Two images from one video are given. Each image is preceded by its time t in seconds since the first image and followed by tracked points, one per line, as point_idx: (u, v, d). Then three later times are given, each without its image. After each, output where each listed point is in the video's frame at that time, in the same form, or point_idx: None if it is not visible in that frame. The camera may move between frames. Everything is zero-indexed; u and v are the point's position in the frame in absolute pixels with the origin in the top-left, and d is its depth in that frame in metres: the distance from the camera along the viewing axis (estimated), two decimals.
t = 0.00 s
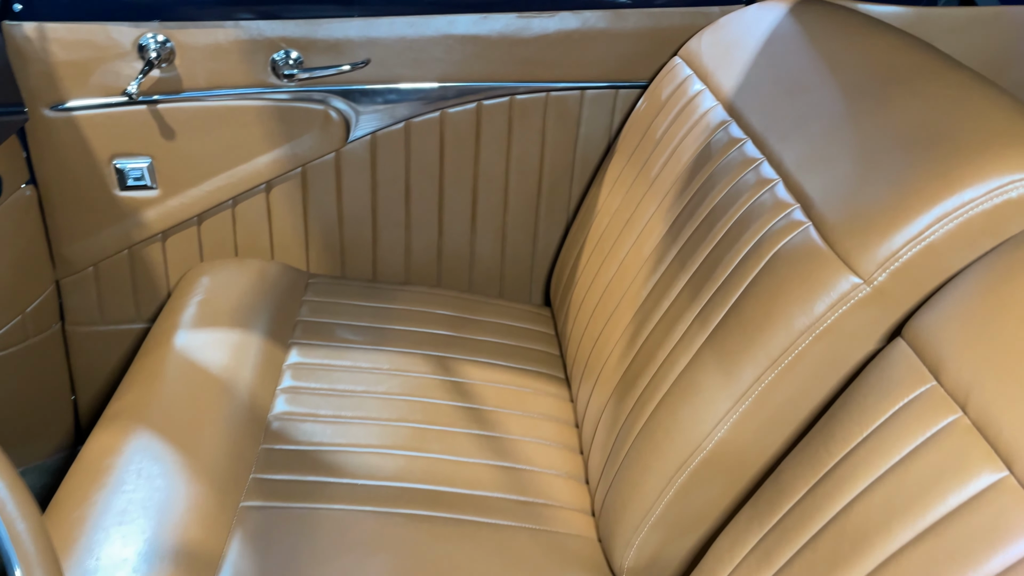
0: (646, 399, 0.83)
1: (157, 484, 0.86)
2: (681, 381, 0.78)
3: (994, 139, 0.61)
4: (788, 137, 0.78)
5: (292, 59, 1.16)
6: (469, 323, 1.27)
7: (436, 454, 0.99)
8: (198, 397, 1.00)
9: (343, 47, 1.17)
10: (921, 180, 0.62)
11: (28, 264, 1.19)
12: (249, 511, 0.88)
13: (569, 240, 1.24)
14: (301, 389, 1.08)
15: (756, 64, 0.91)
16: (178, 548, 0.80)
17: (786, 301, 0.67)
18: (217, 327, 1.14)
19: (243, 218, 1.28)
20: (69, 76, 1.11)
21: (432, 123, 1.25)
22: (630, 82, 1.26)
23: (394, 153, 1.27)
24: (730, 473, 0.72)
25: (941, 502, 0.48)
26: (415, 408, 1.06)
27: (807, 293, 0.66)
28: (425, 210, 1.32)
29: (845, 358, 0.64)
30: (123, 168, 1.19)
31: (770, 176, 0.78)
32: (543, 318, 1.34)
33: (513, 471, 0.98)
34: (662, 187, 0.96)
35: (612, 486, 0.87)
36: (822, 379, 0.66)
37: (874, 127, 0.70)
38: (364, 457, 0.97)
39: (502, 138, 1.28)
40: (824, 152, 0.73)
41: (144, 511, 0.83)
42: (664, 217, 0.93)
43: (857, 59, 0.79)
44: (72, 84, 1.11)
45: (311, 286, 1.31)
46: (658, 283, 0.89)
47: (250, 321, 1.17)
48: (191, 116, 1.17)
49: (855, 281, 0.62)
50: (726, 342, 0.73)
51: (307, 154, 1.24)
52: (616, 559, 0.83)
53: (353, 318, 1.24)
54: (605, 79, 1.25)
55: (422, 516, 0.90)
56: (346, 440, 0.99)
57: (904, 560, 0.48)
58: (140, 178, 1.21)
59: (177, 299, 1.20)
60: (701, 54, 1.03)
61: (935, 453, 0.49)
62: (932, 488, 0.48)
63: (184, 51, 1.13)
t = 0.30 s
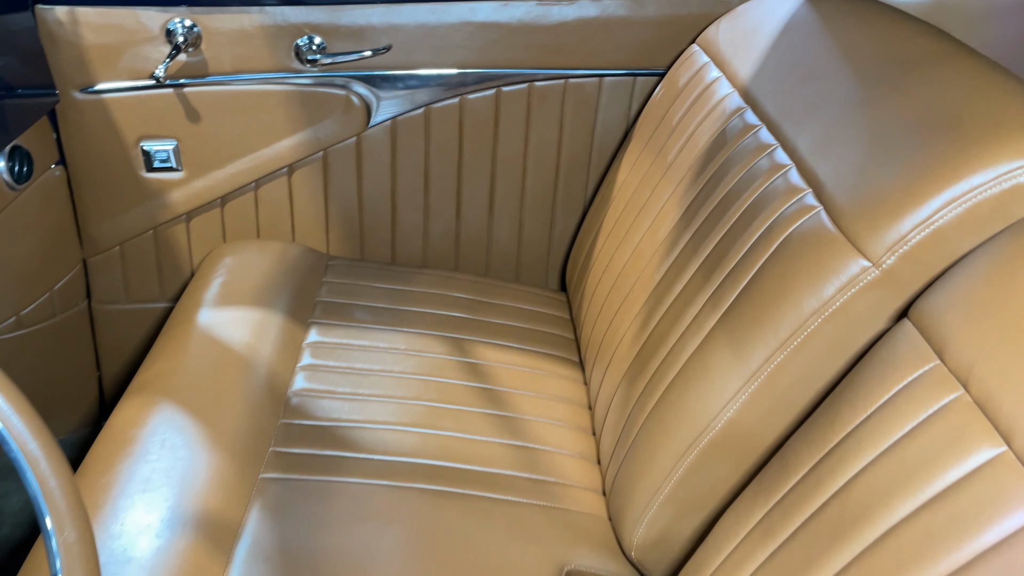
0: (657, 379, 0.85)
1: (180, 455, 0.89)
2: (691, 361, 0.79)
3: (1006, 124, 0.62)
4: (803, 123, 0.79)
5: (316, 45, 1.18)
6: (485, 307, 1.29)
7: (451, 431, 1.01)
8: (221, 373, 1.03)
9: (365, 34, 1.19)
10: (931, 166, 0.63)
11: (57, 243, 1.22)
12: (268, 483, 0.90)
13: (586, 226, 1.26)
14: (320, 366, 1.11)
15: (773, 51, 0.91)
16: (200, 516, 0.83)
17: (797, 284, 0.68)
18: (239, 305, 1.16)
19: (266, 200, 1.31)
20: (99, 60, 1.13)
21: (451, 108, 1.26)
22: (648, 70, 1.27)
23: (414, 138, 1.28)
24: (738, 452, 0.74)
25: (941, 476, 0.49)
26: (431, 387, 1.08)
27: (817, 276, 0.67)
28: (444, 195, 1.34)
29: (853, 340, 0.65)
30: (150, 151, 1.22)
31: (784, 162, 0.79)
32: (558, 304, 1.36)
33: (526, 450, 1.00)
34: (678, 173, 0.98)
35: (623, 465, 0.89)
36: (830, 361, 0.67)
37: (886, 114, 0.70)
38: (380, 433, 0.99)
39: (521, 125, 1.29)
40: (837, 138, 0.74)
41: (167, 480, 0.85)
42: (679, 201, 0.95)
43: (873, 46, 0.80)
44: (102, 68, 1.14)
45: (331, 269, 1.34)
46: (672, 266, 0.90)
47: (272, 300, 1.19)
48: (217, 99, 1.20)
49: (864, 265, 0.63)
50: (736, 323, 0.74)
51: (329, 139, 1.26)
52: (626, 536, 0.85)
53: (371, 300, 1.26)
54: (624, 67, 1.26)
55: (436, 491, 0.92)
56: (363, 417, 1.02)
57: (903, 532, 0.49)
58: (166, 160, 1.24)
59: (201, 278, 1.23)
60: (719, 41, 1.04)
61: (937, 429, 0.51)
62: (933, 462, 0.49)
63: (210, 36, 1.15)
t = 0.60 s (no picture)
0: (667, 357, 0.86)
1: (201, 422, 0.92)
2: (700, 339, 0.81)
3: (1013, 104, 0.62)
4: (815, 106, 0.80)
5: (338, 28, 1.20)
6: (501, 288, 1.31)
7: (464, 406, 1.03)
8: (242, 346, 1.05)
9: (386, 16, 1.21)
10: (939, 146, 0.63)
11: (85, 220, 1.25)
12: (286, 451, 0.93)
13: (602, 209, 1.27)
14: (338, 342, 1.13)
15: (788, 35, 0.92)
16: (220, 480, 0.85)
17: (805, 263, 0.69)
18: (260, 282, 1.19)
19: (287, 180, 1.34)
20: (127, 41, 1.16)
21: (470, 91, 1.28)
22: (666, 55, 1.28)
23: (433, 121, 1.30)
24: (743, 427, 0.75)
25: (937, 445, 0.50)
26: (446, 364, 1.10)
27: (825, 254, 0.68)
28: (462, 177, 1.36)
29: (858, 317, 0.66)
30: (175, 130, 1.25)
31: (796, 143, 0.80)
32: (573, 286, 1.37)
33: (538, 426, 1.02)
34: (692, 155, 0.99)
35: (632, 441, 0.91)
36: (835, 338, 0.68)
37: (898, 95, 0.71)
38: (395, 406, 1.02)
39: (539, 109, 1.31)
40: (849, 120, 0.74)
41: (188, 446, 0.88)
42: (692, 183, 0.96)
43: (887, 29, 0.81)
44: (129, 48, 1.17)
45: (350, 248, 1.36)
46: (684, 247, 0.92)
47: (292, 277, 1.22)
48: (240, 80, 1.22)
49: (871, 243, 0.64)
50: (745, 301, 0.75)
51: (349, 121, 1.28)
52: (634, 509, 0.87)
53: (389, 278, 1.29)
54: (642, 51, 1.27)
55: (449, 462, 0.94)
56: (379, 390, 1.04)
57: (898, 498, 0.50)
58: (191, 139, 1.26)
59: (223, 256, 1.26)
60: (736, 26, 1.05)
61: (935, 400, 0.52)
62: (930, 431, 0.51)
63: (235, 18, 1.17)
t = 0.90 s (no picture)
0: (676, 333, 0.88)
1: (219, 391, 0.94)
2: (708, 316, 0.82)
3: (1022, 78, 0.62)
4: (827, 87, 0.81)
5: (356, 9, 1.22)
6: (514, 269, 1.32)
7: (476, 382, 1.05)
8: (259, 319, 1.08)
9: None
10: (946, 124, 0.64)
11: (109, 197, 1.28)
12: (301, 421, 0.96)
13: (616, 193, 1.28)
14: (353, 318, 1.15)
15: (802, 16, 0.92)
16: (237, 447, 0.88)
17: (812, 240, 0.70)
18: (278, 259, 1.21)
19: (305, 161, 1.36)
20: (151, 21, 1.19)
21: (487, 74, 1.29)
22: (681, 40, 1.29)
23: (450, 103, 1.32)
24: (749, 402, 0.76)
25: (932, 411, 0.51)
26: (458, 341, 1.12)
27: (831, 232, 0.69)
28: (477, 160, 1.37)
29: (863, 293, 0.67)
30: (196, 110, 1.27)
31: (807, 124, 0.81)
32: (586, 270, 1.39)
33: (548, 403, 1.04)
34: (704, 137, 1.00)
35: (639, 416, 0.92)
36: (840, 314, 0.69)
37: (908, 75, 0.72)
38: (408, 380, 1.04)
39: (554, 92, 1.32)
40: (859, 101, 0.75)
41: (206, 413, 0.90)
42: (704, 164, 0.97)
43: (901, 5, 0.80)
44: (153, 28, 1.19)
45: (366, 229, 1.38)
46: (695, 226, 0.93)
47: (309, 254, 1.24)
48: (260, 61, 1.24)
49: (876, 220, 0.65)
50: (753, 279, 0.76)
51: (367, 102, 1.30)
52: (640, 483, 0.88)
53: (404, 258, 1.31)
54: (658, 36, 1.28)
55: (460, 435, 0.96)
56: (393, 365, 1.06)
57: (894, 462, 0.52)
58: (212, 119, 1.29)
59: (242, 234, 1.28)
60: (751, 9, 1.05)
61: (933, 370, 0.53)
62: (927, 399, 0.52)
63: None
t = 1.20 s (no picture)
0: (683, 312, 0.89)
1: (234, 364, 0.96)
2: (714, 294, 0.83)
3: None
4: (836, 69, 0.82)
5: None
6: (526, 252, 1.34)
7: (486, 359, 1.07)
8: (274, 296, 1.10)
9: None
10: (952, 103, 0.64)
11: (129, 176, 1.30)
12: (314, 393, 0.98)
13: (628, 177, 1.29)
14: (366, 296, 1.17)
15: None
16: (252, 417, 0.90)
17: (819, 219, 0.71)
18: (293, 238, 1.23)
19: (321, 142, 1.38)
20: (170, 3, 1.21)
21: (500, 58, 1.30)
22: (695, 25, 1.29)
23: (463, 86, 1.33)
24: (754, 378, 0.78)
25: (927, 380, 0.53)
26: (469, 320, 1.14)
27: (837, 210, 0.70)
28: (490, 143, 1.39)
29: (868, 271, 0.68)
30: (214, 91, 1.29)
31: (815, 105, 0.82)
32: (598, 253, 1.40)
33: (556, 381, 1.06)
34: (715, 119, 1.01)
35: (646, 394, 0.94)
36: (845, 291, 0.70)
37: (916, 56, 0.72)
38: (419, 356, 1.06)
39: (567, 76, 1.33)
40: (867, 81, 0.76)
41: (221, 385, 0.93)
42: (714, 146, 0.98)
43: None
44: (172, 10, 1.21)
45: (380, 210, 1.40)
46: (703, 207, 0.94)
47: (324, 234, 1.26)
48: (278, 44, 1.26)
49: (881, 198, 0.66)
50: (759, 257, 0.77)
51: (382, 85, 1.32)
52: (645, 458, 0.90)
53: (417, 239, 1.32)
54: (672, 21, 1.29)
55: (469, 409, 0.98)
56: (404, 342, 1.08)
57: (890, 428, 0.54)
58: (229, 100, 1.31)
59: (258, 213, 1.30)
60: None
61: (934, 345, 0.54)
62: (925, 371, 0.53)
63: None
